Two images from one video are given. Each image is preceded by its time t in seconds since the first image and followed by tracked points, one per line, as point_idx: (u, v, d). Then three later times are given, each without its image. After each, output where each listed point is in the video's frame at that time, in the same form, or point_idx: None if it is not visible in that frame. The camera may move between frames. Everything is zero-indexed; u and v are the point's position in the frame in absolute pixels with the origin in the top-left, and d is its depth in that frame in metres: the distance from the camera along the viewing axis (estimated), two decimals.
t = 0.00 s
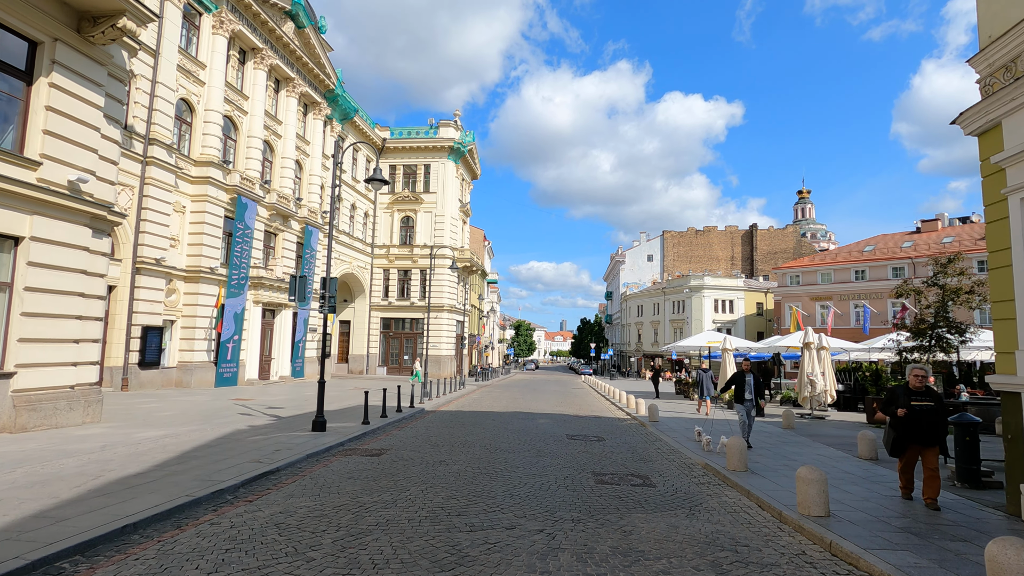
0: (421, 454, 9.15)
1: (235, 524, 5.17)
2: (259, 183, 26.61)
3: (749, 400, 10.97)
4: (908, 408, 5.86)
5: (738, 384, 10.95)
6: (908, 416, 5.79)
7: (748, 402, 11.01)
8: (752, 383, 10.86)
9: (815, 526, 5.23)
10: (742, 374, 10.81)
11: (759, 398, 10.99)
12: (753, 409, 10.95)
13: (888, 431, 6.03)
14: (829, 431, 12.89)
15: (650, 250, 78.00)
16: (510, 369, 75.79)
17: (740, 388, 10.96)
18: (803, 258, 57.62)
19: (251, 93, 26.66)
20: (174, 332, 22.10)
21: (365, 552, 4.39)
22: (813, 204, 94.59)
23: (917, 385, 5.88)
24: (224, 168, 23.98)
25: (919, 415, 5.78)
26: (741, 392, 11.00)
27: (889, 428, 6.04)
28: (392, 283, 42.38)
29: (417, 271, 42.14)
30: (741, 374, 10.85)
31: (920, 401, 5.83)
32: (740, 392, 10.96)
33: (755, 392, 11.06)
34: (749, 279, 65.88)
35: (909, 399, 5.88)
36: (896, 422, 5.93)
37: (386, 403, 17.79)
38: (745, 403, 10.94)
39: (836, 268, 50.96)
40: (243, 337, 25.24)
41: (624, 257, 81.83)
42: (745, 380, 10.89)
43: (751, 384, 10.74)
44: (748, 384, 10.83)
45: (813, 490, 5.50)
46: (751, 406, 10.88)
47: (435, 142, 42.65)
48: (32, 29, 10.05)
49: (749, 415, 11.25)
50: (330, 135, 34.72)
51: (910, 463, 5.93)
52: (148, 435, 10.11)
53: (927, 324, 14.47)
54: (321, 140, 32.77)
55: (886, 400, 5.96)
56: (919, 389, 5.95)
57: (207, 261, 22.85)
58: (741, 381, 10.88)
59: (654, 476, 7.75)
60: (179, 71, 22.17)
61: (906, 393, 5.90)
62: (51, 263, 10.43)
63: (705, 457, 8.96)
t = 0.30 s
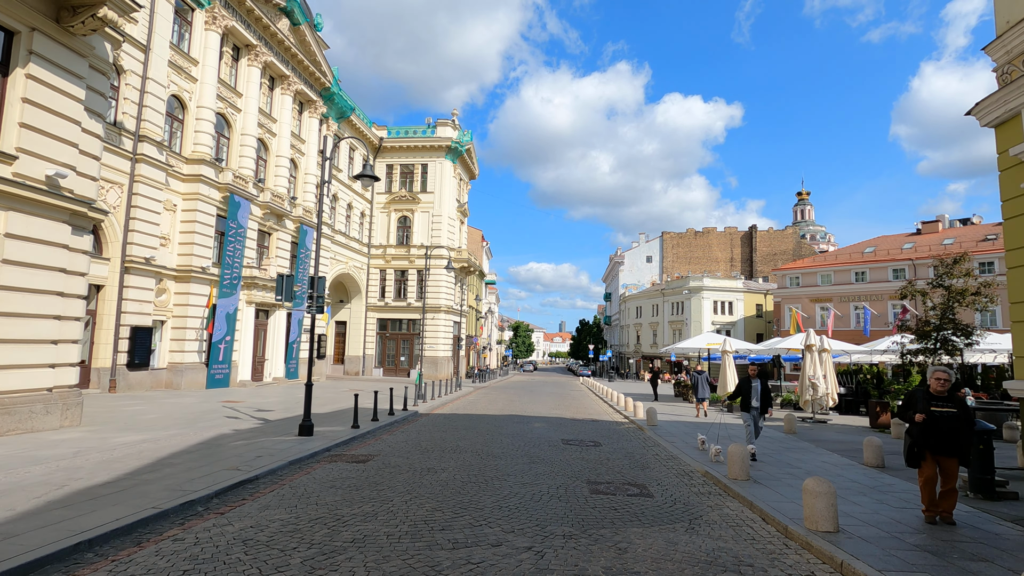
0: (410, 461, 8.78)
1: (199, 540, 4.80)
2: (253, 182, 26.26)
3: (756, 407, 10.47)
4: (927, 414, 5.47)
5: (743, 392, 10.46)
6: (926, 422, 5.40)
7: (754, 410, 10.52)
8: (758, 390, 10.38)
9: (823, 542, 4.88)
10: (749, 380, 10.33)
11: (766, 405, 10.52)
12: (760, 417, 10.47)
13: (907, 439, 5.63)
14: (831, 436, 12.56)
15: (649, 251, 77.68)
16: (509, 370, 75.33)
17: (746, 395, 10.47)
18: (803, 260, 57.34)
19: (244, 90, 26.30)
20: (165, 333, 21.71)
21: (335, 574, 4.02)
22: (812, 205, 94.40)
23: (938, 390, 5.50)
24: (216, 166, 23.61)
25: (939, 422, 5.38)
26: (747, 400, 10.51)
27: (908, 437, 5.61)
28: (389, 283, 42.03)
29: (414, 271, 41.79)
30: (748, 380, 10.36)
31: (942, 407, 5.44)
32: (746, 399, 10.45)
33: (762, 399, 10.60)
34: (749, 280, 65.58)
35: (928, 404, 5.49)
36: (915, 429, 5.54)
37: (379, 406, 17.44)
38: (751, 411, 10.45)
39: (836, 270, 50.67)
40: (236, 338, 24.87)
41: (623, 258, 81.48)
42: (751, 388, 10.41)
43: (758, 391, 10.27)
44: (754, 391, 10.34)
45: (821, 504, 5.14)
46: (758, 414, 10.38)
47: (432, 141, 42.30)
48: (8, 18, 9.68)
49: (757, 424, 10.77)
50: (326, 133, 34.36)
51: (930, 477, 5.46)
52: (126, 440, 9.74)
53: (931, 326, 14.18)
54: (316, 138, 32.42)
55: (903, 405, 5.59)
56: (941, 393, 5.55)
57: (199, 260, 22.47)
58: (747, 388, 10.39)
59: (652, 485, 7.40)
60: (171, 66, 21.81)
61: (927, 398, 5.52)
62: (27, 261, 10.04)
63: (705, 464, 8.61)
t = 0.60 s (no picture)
0: (400, 465, 8.46)
1: (165, 550, 4.49)
2: (250, 181, 26.02)
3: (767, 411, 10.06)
4: (947, 424, 5.13)
5: (754, 394, 10.11)
6: (946, 433, 5.06)
7: (763, 414, 10.11)
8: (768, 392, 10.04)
9: (833, 556, 4.56)
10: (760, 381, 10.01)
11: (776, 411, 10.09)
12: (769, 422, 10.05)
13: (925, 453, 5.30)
14: (837, 441, 12.22)
15: (651, 254, 77.33)
16: (509, 373, 74.88)
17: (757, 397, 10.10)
18: (806, 263, 56.93)
19: (242, 89, 26.09)
20: (159, 333, 21.44)
21: None
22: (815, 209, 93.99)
23: (958, 397, 5.19)
24: (213, 164, 23.37)
25: (960, 432, 5.04)
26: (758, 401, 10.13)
27: (928, 450, 5.25)
28: (388, 285, 41.76)
29: (414, 273, 41.49)
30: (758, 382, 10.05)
31: (962, 416, 5.12)
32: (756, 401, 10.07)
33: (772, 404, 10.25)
34: (751, 283, 65.18)
35: (948, 414, 5.16)
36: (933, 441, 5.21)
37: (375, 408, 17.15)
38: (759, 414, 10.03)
39: (839, 273, 50.33)
40: (232, 339, 24.60)
41: (625, 261, 81.11)
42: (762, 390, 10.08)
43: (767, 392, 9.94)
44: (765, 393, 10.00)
45: (830, 514, 4.82)
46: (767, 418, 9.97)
47: (432, 142, 42.05)
48: None
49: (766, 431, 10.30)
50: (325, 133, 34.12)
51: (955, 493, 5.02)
52: (108, 441, 9.43)
53: (939, 329, 13.83)
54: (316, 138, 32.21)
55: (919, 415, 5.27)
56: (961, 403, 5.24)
57: (194, 260, 22.21)
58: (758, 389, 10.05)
59: (651, 492, 7.09)
60: (167, 64, 21.60)
61: (946, 405, 5.20)
62: (9, 257, 9.76)
63: (708, 470, 8.28)
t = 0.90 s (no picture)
0: (388, 472, 8.13)
1: (123, 569, 4.15)
2: (245, 181, 25.71)
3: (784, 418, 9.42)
4: (966, 432, 4.79)
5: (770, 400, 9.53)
6: (967, 443, 4.72)
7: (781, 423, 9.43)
8: (785, 399, 9.53)
9: None
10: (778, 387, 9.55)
11: (795, 420, 9.48)
12: (786, 431, 9.34)
13: (943, 462, 4.99)
14: (842, 447, 11.89)
15: (651, 256, 77.02)
16: (508, 376, 74.45)
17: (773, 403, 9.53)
18: (806, 265, 56.66)
19: (238, 88, 25.81)
20: (150, 334, 21.10)
21: None
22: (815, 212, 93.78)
23: (978, 402, 4.83)
24: (206, 164, 23.06)
25: (982, 441, 4.71)
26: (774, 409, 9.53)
27: (946, 460, 4.96)
28: (386, 286, 41.46)
29: (412, 274, 41.18)
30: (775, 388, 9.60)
31: (984, 423, 4.76)
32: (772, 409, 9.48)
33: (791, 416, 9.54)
34: (751, 286, 64.90)
35: (968, 421, 4.81)
36: (952, 450, 4.88)
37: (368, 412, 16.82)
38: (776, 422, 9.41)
39: (840, 275, 50.11)
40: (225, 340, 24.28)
41: (625, 263, 80.81)
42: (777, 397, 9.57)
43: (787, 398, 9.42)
44: (782, 399, 9.47)
45: (841, 530, 4.49)
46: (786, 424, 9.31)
47: (430, 143, 41.77)
48: None
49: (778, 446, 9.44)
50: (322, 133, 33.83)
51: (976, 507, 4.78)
52: (86, 446, 9.09)
53: (945, 332, 13.54)
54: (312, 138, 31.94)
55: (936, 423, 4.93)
56: (980, 407, 4.89)
57: (187, 260, 21.89)
58: (774, 395, 9.51)
59: (650, 502, 6.76)
60: (160, 62, 21.31)
61: (964, 413, 4.84)
62: None
63: (709, 479, 7.95)
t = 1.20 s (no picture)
0: (374, 477, 7.78)
1: None
2: (238, 179, 25.38)
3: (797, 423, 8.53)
4: (1001, 440, 4.45)
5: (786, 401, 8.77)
6: (1004, 454, 4.38)
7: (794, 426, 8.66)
8: (803, 401, 8.65)
9: None
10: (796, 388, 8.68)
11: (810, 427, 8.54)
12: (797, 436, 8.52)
13: (969, 470, 4.65)
14: (846, 451, 11.58)
15: (649, 257, 76.71)
16: (506, 378, 74.09)
17: (788, 405, 8.65)
18: (806, 267, 56.43)
19: (231, 85, 25.47)
20: (140, 334, 20.73)
21: None
22: (813, 213, 93.63)
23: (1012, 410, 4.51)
24: (199, 161, 22.71)
25: (1019, 450, 4.38)
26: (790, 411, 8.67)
27: (973, 471, 4.63)
28: (382, 287, 41.09)
29: (408, 275, 40.81)
30: (793, 388, 8.73)
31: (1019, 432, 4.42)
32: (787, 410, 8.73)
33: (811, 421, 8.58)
34: (750, 287, 64.68)
35: (1002, 428, 4.47)
36: (983, 460, 4.53)
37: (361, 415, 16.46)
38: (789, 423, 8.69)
39: (839, 277, 49.92)
40: (217, 341, 23.92)
41: (623, 265, 80.54)
42: (794, 399, 8.70)
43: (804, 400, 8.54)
44: (798, 401, 8.60)
45: (854, 543, 4.18)
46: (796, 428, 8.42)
47: (427, 143, 41.39)
48: None
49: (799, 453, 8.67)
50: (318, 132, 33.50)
51: (1006, 522, 4.48)
52: (62, 450, 8.73)
53: (951, 333, 13.28)
54: (307, 137, 31.62)
55: (968, 431, 4.55)
56: (1012, 411, 4.56)
57: (177, 259, 21.51)
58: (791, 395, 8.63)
59: (648, 509, 6.43)
60: (151, 57, 20.96)
61: (999, 420, 4.50)
62: None
63: (710, 484, 7.61)
